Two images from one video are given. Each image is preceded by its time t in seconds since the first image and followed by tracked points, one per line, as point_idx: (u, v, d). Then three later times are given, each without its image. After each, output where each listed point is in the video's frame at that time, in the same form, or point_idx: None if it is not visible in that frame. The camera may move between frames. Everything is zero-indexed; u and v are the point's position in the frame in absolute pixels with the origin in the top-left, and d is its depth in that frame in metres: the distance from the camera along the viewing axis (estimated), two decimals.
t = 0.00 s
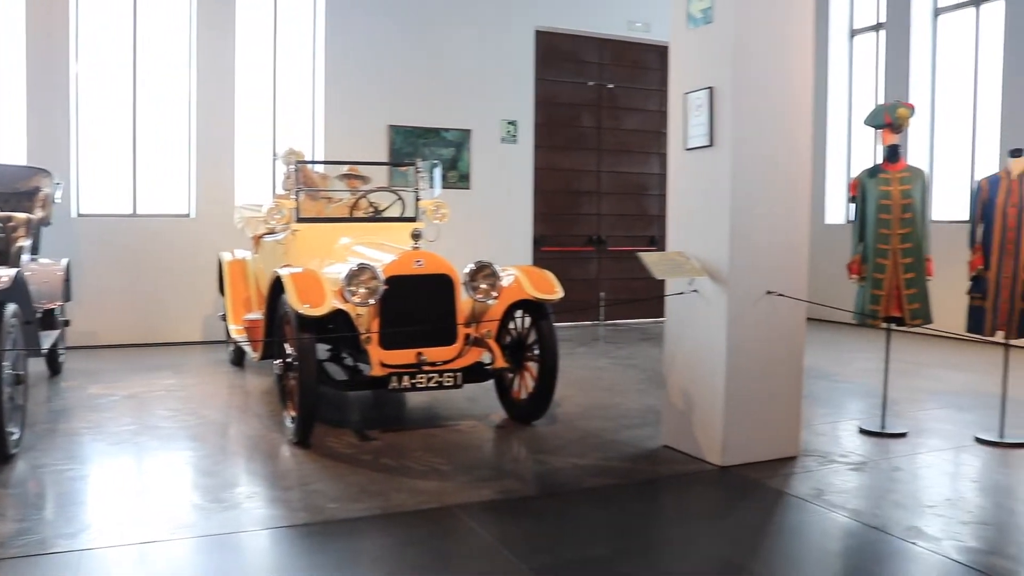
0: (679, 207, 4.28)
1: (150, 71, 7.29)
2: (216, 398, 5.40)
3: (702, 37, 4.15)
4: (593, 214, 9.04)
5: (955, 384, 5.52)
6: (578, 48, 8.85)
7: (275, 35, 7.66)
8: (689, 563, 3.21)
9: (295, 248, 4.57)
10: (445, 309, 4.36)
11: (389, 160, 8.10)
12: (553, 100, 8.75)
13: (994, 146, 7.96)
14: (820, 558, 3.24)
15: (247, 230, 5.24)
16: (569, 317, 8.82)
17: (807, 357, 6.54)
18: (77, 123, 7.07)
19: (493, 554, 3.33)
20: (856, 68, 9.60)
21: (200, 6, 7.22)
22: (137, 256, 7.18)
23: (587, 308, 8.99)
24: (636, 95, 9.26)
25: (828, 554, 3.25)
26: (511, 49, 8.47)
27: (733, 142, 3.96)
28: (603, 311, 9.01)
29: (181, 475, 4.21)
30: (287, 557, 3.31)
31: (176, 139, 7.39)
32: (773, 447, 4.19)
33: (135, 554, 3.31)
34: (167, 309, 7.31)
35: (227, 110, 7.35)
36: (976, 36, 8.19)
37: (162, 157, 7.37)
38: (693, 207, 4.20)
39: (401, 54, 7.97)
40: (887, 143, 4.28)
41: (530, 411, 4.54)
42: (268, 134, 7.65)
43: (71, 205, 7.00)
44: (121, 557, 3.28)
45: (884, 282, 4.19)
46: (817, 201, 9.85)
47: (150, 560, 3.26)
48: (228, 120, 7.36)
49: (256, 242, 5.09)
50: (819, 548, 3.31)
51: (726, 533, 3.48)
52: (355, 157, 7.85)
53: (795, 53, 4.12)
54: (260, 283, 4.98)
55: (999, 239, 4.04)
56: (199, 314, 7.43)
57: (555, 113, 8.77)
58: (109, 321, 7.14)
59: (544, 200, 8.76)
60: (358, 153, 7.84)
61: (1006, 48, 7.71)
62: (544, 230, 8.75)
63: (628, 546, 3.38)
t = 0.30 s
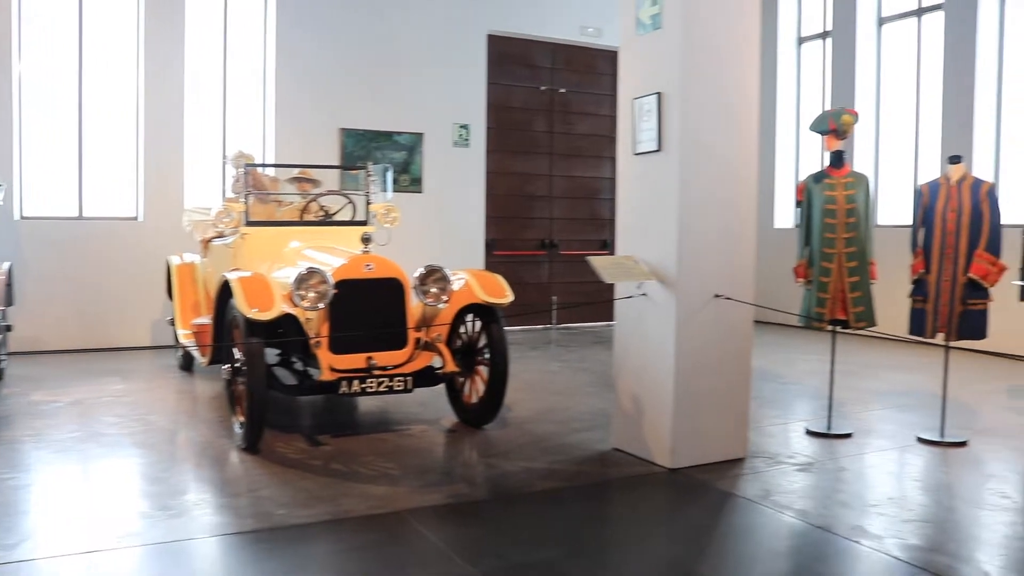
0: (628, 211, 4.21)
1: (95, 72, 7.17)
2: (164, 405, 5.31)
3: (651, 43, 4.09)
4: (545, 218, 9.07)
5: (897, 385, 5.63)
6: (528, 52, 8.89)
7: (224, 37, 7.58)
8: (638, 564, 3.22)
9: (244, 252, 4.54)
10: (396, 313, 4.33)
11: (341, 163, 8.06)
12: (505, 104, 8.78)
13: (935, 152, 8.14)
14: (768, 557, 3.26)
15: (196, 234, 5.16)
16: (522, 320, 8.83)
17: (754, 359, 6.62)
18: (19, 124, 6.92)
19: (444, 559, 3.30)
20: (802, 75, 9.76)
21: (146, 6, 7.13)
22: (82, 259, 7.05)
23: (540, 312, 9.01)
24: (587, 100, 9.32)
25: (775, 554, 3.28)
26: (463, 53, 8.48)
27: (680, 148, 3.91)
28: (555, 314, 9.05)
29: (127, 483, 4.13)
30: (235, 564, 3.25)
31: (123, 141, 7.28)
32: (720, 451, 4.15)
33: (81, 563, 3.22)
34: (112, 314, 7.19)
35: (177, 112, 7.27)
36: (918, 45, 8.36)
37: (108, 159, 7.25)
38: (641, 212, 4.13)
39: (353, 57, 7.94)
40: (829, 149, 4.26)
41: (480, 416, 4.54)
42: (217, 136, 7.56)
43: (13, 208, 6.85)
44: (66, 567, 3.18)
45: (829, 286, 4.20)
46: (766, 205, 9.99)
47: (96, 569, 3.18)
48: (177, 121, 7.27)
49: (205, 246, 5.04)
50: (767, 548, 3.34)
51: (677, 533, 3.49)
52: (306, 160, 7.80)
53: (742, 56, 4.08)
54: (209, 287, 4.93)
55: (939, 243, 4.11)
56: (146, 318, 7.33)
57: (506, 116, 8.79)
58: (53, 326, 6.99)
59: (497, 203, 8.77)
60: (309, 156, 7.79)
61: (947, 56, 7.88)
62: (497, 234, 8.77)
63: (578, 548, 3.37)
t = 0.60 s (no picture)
0: (580, 215, 4.15)
1: (41, 77, 7.03)
2: (114, 414, 5.23)
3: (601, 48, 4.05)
4: (498, 222, 9.09)
5: (845, 385, 5.72)
6: (481, 57, 8.90)
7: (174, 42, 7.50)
8: (590, 564, 3.22)
9: (195, 257, 4.50)
10: (348, 318, 4.31)
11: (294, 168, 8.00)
12: (458, 109, 8.78)
13: (882, 156, 8.29)
14: (719, 557, 3.28)
15: (145, 240, 5.11)
16: (476, 325, 8.83)
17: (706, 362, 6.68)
18: None
19: (396, 564, 3.27)
20: (753, 80, 9.88)
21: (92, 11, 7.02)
22: (28, 267, 6.92)
23: (494, 316, 9.02)
24: (541, 104, 9.35)
25: (726, 553, 3.30)
26: (418, 58, 8.48)
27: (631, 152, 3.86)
28: (509, 318, 9.05)
29: (74, 493, 4.05)
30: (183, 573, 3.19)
31: (69, 147, 7.15)
32: (670, 454, 4.11)
33: None
34: (59, 323, 7.06)
35: (126, 118, 7.17)
36: (865, 51, 8.52)
37: (55, 166, 7.12)
38: (594, 215, 4.06)
39: (306, 61, 7.90)
40: (779, 153, 4.22)
41: (433, 422, 4.52)
42: (167, 142, 7.47)
43: None
44: None
45: (779, 288, 4.19)
46: (718, 209, 10.10)
47: None
48: (125, 127, 7.16)
49: (154, 252, 4.99)
50: (718, 547, 3.35)
51: (630, 534, 3.49)
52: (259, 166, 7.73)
53: (692, 58, 4.06)
54: (159, 292, 4.88)
55: (885, 245, 4.16)
56: (94, 326, 7.21)
57: (460, 121, 8.80)
58: None
59: (450, 208, 8.77)
60: (262, 161, 7.72)
61: (892, 62, 8.04)
62: (450, 238, 8.76)
63: (530, 551, 3.36)
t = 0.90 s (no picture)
0: (520, 215, 4.13)
1: None
2: (47, 424, 5.09)
3: (542, 49, 4.00)
4: (441, 224, 9.07)
5: (782, 383, 5.82)
6: (422, 58, 8.88)
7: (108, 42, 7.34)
8: (529, 565, 3.21)
9: (130, 260, 4.40)
10: (286, 322, 4.27)
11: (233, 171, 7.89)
12: (399, 110, 8.75)
13: (817, 158, 8.46)
14: (659, 555, 3.29)
15: (79, 245, 5.05)
16: (418, 327, 8.81)
17: (647, 362, 6.74)
18: None
19: (333, 568, 3.22)
20: (692, 83, 9.99)
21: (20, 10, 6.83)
22: None
23: (437, 318, 9.01)
24: (483, 106, 9.36)
25: (666, 551, 3.32)
26: (360, 59, 8.45)
27: (569, 154, 3.84)
28: (452, 320, 9.04)
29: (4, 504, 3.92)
30: None
31: None
32: (609, 454, 4.11)
33: None
34: None
35: (57, 119, 6.99)
36: (800, 55, 8.68)
37: None
38: (533, 216, 4.04)
39: (246, 62, 7.80)
40: (715, 154, 4.28)
41: (374, 425, 4.50)
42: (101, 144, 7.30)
43: None
44: None
45: (716, 288, 4.24)
46: (659, 210, 10.20)
47: None
48: (56, 128, 6.98)
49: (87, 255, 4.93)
50: (659, 545, 3.38)
51: (572, 533, 3.49)
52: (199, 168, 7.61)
53: (632, 59, 4.04)
54: (93, 297, 4.79)
55: (819, 245, 4.21)
56: (26, 333, 7.01)
57: (401, 123, 8.77)
58: None
59: (392, 210, 8.72)
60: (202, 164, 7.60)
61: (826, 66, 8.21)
62: (391, 241, 8.71)
63: (470, 553, 3.34)
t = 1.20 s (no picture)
0: (464, 218, 4.12)
1: None
2: None
3: (485, 51, 4.00)
4: (386, 226, 9.01)
5: (724, 384, 5.88)
6: (367, 59, 8.83)
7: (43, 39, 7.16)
8: (471, 566, 3.19)
9: (65, 262, 4.33)
10: (228, 324, 4.22)
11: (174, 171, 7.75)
12: (343, 111, 8.69)
13: (760, 162, 8.59)
14: (602, 555, 3.30)
15: (14, 246, 4.94)
16: (362, 330, 8.73)
17: (591, 364, 6.76)
18: None
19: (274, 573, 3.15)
20: (636, 87, 10.07)
21: None
22: None
23: (382, 321, 8.95)
24: (428, 108, 9.32)
25: (609, 551, 3.32)
26: (306, 60, 8.39)
27: (512, 157, 3.85)
28: (397, 322, 8.98)
29: None
30: None
31: None
32: (553, 456, 4.12)
33: None
34: None
35: None
36: (742, 60, 8.80)
37: None
38: (477, 218, 4.03)
39: (188, 62, 7.69)
40: (658, 157, 4.31)
41: (318, 428, 4.45)
42: (37, 144, 7.10)
43: None
44: None
45: (658, 289, 4.27)
46: (605, 213, 10.25)
47: None
48: None
49: (23, 257, 4.84)
50: (602, 545, 3.38)
51: (516, 535, 3.48)
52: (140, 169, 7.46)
53: (573, 63, 4.06)
54: (28, 299, 4.70)
55: (759, 247, 4.27)
56: None
57: (345, 124, 8.71)
58: None
59: (336, 213, 8.65)
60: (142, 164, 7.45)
61: (767, 72, 8.34)
62: (336, 243, 8.64)
63: (413, 555, 3.30)
